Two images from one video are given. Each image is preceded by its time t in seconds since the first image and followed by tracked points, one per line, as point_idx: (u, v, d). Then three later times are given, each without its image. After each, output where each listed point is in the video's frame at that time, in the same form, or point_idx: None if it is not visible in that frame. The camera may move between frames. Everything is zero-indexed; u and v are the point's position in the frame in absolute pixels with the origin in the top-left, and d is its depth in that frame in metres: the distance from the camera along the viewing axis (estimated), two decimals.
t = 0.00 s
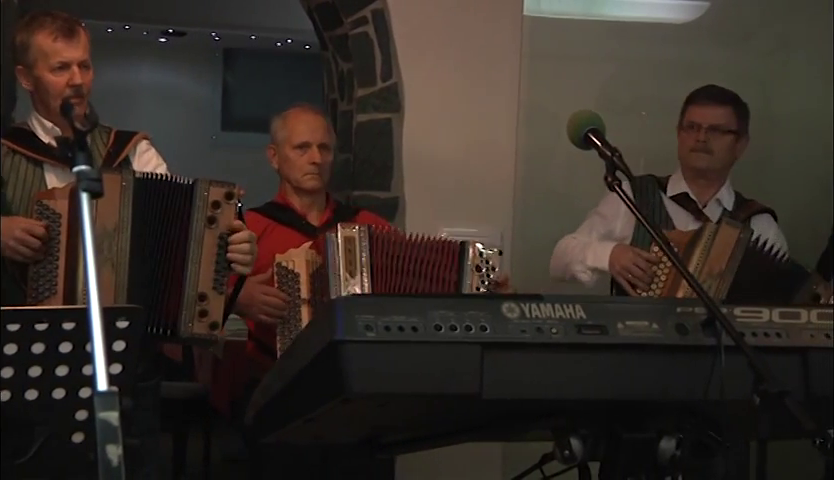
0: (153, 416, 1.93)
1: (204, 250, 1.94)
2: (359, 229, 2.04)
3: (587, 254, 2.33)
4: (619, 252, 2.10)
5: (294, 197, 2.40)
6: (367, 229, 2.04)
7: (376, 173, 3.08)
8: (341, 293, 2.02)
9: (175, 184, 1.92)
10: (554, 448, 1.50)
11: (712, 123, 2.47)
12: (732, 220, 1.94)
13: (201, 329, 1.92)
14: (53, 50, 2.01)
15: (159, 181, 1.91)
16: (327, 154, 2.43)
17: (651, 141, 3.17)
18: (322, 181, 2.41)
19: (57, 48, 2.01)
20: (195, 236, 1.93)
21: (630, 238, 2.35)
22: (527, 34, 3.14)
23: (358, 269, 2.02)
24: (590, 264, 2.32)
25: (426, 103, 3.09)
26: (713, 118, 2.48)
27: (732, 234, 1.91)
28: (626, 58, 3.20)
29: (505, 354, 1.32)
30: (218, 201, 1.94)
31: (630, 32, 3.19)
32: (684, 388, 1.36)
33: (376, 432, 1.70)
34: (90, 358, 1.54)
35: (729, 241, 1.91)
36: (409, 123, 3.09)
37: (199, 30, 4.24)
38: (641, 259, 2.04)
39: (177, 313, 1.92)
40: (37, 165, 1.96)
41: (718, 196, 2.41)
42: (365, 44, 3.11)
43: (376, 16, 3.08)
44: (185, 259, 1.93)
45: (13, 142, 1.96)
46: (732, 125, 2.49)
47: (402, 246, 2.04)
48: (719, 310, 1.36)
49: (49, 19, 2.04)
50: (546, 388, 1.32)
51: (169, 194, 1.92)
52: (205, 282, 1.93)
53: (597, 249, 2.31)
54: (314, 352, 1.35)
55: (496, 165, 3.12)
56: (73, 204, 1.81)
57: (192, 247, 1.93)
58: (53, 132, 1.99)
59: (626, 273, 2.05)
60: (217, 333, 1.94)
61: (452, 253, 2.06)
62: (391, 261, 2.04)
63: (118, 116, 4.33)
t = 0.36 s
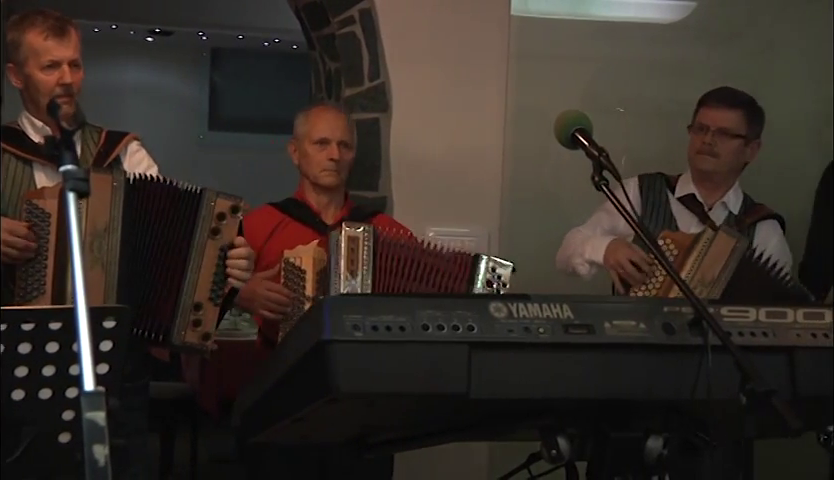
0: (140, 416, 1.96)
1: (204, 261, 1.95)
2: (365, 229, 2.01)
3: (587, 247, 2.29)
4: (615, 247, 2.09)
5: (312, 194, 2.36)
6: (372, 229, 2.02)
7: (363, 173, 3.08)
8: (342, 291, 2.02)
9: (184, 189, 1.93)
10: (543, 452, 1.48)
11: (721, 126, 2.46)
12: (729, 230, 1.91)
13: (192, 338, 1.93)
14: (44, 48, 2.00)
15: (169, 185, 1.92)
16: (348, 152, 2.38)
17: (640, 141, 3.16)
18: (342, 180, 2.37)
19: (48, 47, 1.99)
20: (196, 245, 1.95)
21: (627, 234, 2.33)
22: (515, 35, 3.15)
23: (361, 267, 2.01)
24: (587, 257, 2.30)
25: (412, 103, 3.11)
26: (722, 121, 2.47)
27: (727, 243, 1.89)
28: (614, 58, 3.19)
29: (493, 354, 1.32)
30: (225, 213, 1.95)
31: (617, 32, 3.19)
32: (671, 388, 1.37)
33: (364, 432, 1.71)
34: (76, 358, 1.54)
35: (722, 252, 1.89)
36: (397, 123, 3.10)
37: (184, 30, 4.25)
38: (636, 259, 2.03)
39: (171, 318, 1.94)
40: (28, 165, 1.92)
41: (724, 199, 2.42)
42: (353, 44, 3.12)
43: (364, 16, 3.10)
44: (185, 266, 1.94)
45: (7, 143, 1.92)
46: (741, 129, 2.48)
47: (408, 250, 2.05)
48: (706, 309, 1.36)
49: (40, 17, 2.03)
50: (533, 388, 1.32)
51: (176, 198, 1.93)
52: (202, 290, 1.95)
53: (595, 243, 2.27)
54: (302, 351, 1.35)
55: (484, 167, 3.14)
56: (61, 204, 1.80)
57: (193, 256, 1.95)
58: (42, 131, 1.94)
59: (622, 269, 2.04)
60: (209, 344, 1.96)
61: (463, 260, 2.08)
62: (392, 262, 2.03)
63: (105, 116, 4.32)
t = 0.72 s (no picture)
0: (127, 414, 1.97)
1: (200, 259, 1.94)
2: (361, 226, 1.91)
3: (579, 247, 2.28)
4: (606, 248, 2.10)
5: (323, 190, 2.32)
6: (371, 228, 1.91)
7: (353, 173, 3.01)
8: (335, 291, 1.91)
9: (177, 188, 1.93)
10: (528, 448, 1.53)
11: (718, 128, 2.45)
12: (714, 231, 1.92)
13: (192, 336, 1.93)
14: (32, 48, 1.97)
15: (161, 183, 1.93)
16: (359, 150, 2.36)
17: (625, 141, 3.18)
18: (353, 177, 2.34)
19: (35, 47, 1.97)
20: (191, 244, 1.94)
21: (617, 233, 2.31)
22: (500, 35, 3.14)
23: (358, 266, 1.90)
24: (580, 254, 2.29)
25: (400, 102, 3.10)
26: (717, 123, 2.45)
27: (710, 245, 1.90)
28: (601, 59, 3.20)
29: (479, 353, 1.32)
30: (219, 211, 1.94)
31: (603, 32, 3.20)
32: (657, 387, 1.37)
33: (350, 432, 1.71)
34: (61, 358, 1.53)
35: (704, 252, 1.90)
36: (384, 122, 3.09)
37: (170, 29, 4.30)
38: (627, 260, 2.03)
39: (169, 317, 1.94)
40: (15, 163, 1.88)
41: (721, 200, 2.42)
42: (340, 44, 3.12)
43: (350, 15, 3.10)
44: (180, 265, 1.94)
45: None
46: (740, 131, 2.45)
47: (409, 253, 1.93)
48: (692, 308, 1.37)
49: (29, 17, 2.00)
50: (519, 388, 1.32)
51: (169, 197, 1.93)
52: (200, 288, 1.94)
53: (588, 240, 2.27)
54: (288, 350, 1.35)
55: (473, 169, 3.13)
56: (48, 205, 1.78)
57: (188, 254, 1.94)
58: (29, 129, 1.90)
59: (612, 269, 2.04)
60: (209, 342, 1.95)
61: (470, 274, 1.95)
62: (389, 262, 1.91)
63: (91, 115, 4.34)
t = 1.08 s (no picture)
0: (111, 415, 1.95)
1: (193, 268, 1.96)
2: (353, 227, 1.82)
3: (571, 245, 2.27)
4: (596, 246, 2.10)
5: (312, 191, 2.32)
6: (362, 228, 1.82)
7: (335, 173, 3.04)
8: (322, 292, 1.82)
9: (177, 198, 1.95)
10: (511, 447, 1.52)
11: (707, 131, 2.46)
12: (701, 233, 1.93)
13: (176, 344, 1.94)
14: (18, 48, 1.96)
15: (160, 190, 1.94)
16: (347, 151, 2.36)
17: (609, 141, 3.17)
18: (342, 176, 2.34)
19: (22, 47, 1.97)
20: (185, 253, 1.95)
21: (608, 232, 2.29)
22: (484, 35, 3.15)
23: (346, 265, 1.81)
24: (571, 253, 2.28)
25: (383, 101, 3.12)
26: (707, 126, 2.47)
27: (698, 245, 1.90)
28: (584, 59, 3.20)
29: (463, 353, 1.32)
30: (217, 223, 1.95)
31: (586, 33, 3.20)
32: (640, 386, 1.37)
33: (332, 432, 1.71)
34: (44, 358, 1.53)
35: (691, 253, 1.91)
36: (367, 120, 3.11)
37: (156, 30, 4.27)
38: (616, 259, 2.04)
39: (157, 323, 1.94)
40: None
41: (713, 202, 2.38)
42: (323, 42, 3.13)
43: (333, 14, 3.10)
44: (173, 275, 1.95)
45: None
46: (728, 135, 2.46)
47: (398, 253, 1.83)
48: (674, 308, 1.37)
49: (15, 16, 2.00)
50: (503, 387, 1.32)
51: (168, 205, 1.95)
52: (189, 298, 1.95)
53: (579, 239, 2.26)
54: (271, 351, 1.35)
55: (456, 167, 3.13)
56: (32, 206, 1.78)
57: (182, 264, 1.96)
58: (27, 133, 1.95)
59: (600, 268, 2.05)
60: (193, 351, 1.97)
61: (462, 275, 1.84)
62: (379, 264, 1.82)
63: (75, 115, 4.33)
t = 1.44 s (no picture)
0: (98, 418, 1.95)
1: (188, 275, 1.94)
2: (337, 229, 1.82)
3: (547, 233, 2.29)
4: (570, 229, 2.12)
5: (300, 192, 2.32)
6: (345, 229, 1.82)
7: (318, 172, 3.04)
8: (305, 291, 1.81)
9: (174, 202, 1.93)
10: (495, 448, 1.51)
11: (682, 130, 2.47)
12: (679, 229, 1.92)
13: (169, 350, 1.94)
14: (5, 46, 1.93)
15: (158, 196, 1.94)
16: (333, 149, 2.36)
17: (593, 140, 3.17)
18: (328, 173, 2.34)
19: (10, 46, 1.94)
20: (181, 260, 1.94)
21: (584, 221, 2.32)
22: (467, 35, 3.20)
23: (331, 265, 1.81)
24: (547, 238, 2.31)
25: (368, 103, 3.18)
26: (683, 124, 2.48)
27: (676, 241, 1.90)
28: (568, 58, 3.19)
29: (446, 352, 1.32)
30: (213, 230, 1.94)
31: (570, 32, 3.19)
32: (623, 385, 1.37)
33: (316, 432, 1.70)
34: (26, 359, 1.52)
35: (672, 249, 1.90)
36: (352, 122, 3.17)
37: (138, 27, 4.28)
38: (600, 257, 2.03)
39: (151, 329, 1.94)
40: None
41: (694, 200, 2.40)
42: (306, 42, 3.17)
43: (316, 13, 3.16)
44: (169, 280, 1.95)
45: None
46: (705, 134, 2.46)
47: (383, 253, 1.81)
48: (656, 307, 1.37)
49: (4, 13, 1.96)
50: (485, 386, 1.33)
51: (164, 211, 1.94)
52: (183, 304, 1.94)
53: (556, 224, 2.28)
54: (254, 351, 1.35)
55: (439, 167, 3.19)
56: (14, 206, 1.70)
57: (178, 270, 1.94)
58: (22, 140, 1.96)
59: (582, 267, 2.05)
60: (185, 358, 1.96)
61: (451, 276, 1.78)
62: (362, 264, 1.81)
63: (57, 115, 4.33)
